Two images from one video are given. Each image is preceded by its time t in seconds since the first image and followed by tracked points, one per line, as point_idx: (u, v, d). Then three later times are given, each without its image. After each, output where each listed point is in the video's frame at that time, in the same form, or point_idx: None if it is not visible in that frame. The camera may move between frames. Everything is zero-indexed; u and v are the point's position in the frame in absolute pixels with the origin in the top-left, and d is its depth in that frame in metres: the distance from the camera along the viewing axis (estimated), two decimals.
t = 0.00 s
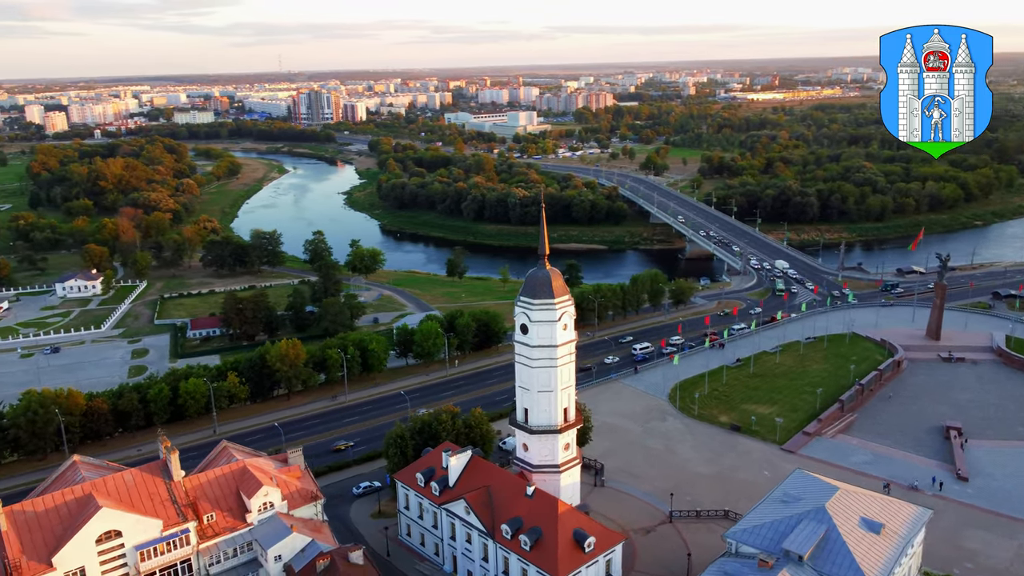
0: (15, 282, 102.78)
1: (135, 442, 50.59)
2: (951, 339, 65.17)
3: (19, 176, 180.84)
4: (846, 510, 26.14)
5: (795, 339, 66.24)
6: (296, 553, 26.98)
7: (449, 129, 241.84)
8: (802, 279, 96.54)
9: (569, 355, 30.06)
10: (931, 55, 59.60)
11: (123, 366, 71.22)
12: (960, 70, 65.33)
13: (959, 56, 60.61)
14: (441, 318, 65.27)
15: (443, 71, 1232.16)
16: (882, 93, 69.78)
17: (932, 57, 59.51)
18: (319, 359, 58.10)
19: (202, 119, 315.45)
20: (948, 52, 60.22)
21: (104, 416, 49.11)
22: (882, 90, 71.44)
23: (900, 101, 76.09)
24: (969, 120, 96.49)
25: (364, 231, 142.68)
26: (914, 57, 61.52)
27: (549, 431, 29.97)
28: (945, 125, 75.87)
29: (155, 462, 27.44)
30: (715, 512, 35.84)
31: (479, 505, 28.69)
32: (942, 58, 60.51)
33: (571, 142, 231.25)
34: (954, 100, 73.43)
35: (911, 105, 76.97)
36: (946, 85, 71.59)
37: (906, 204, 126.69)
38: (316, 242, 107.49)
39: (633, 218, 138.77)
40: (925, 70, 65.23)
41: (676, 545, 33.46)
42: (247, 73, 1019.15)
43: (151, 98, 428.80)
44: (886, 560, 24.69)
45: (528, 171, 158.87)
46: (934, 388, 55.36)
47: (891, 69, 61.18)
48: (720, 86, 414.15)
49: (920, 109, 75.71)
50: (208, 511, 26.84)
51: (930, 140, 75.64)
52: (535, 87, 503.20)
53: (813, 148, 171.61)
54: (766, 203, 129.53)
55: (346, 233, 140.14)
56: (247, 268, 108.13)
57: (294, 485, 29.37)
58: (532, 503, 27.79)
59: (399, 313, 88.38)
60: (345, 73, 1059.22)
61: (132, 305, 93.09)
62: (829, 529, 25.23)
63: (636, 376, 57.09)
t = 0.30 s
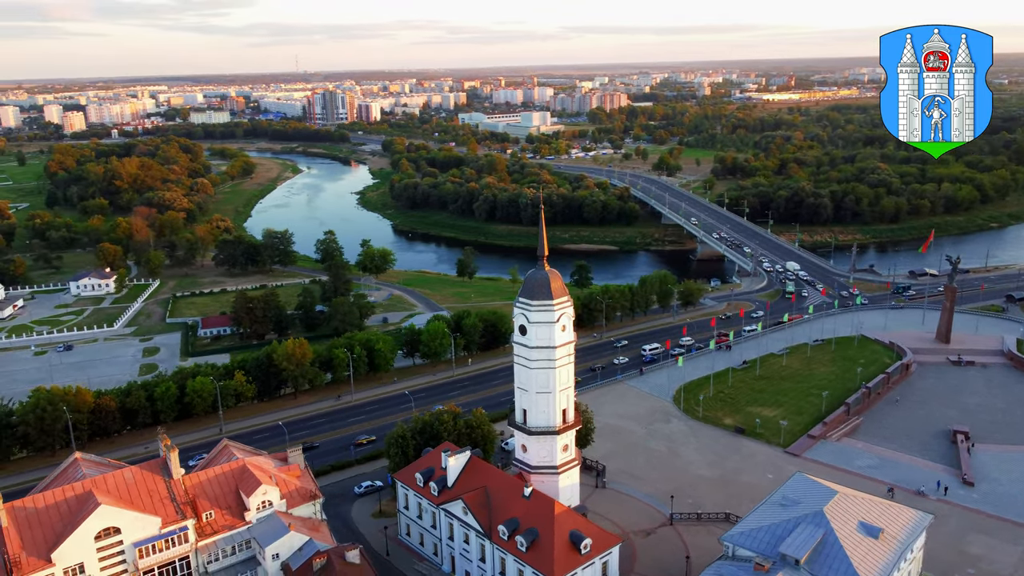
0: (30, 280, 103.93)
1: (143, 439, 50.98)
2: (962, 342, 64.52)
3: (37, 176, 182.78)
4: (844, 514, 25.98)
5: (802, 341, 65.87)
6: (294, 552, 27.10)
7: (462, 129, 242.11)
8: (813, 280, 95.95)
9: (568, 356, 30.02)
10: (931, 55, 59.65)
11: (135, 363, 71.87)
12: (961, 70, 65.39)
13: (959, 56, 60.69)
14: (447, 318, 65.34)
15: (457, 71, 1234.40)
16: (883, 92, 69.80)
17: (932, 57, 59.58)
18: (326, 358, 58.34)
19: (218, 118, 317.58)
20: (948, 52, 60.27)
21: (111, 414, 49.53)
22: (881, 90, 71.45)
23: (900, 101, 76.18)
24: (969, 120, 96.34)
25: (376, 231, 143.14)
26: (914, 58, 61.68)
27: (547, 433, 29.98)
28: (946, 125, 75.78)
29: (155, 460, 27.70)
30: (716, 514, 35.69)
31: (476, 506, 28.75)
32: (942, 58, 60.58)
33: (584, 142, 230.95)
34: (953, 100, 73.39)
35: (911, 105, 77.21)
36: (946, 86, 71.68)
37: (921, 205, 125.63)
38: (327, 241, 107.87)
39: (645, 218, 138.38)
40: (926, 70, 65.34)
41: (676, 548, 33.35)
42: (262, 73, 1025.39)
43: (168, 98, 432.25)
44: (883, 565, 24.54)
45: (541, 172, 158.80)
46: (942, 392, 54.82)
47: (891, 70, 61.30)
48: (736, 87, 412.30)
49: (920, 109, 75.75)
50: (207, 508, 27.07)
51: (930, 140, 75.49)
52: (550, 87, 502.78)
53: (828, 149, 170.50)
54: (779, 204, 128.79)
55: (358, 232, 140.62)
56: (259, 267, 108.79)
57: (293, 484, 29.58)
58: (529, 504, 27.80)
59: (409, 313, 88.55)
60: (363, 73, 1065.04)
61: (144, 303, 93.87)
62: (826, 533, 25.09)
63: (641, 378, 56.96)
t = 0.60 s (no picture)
0: (46, 279, 105.04)
1: (150, 437, 51.35)
2: (972, 346, 63.84)
3: (55, 175, 184.71)
4: (842, 518, 25.84)
5: (810, 343, 65.48)
6: (291, 551, 27.22)
7: (476, 130, 242.44)
8: (824, 282, 95.35)
9: (566, 357, 30.02)
10: (931, 55, 59.52)
11: (146, 362, 72.46)
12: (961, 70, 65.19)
13: (959, 56, 60.62)
14: (455, 319, 65.41)
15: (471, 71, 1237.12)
16: (883, 93, 69.44)
17: (932, 58, 59.44)
18: (333, 358, 58.58)
19: (234, 118, 319.71)
20: (948, 52, 60.13)
21: (119, 412, 49.94)
22: (881, 90, 71.52)
23: (900, 101, 75.96)
24: (970, 120, 95.95)
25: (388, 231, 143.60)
26: (914, 58, 61.61)
27: (545, 434, 30.00)
28: (945, 126, 75.77)
29: (156, 458, 27.95)
30: (717, 517, 35.55)
31: (474, 507, 28.80)
32: (942, 59, 60.41)
33: (597, 143, 230.62)
34: (953, 100, 73.30)
35: (911, 105, 76.73)
36: (946, 85, 71.49)
37: (936, 207, 124.53)
38: (338, 241, 108.26)
39: (656, 220, 137.92)
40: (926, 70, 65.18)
41: (675, 551, 33.26)
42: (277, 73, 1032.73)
43: (185, 98, 435.79)
44: (880, 570, 24.39)
45: (553, 172, 158.73)
46: (951, 396, 54.31)
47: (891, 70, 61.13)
48: (753, 87, 410.63)
49: (920, 109, 75.48)
50: (206, 507, 27.31)
51: (929, 140, 75.08)
52: (565, 88, 502.61)
53: (843, 150, 169.35)
54: (791, 205, 127.99)
55: (370, 233, 141.08)
56: (270, 267, 109.43)
57: (292, 484, 29.75)
58: (526, 505, 27.81)
59: (419, 313, 88.73)
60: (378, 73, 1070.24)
61: (157, 301, 94.63)
62: (824, 538, 24.97)
63: (647, 379, 56.82)
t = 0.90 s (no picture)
0: (61, 278, 106.19)
1: (157, 435, 51.79)
2: (982, 349, 63.17)
3: (72, 174, 186.60)
4: (841, 522, 25.71)
5: (818, 346, 65.08)
6: (289, 550, 27.35)
7: (489, 130, 242.57)
8: (836, 284, 94.72)
9: (565, 358, 30.00)
10: (931, 55, 59.21)
11: (157, 360, 73.09)
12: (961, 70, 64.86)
13: (959, 56, 60.33)
14: (462, 320, 65.45)
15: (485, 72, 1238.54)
16: (883, 92, 68.61)
17: (932, 58, 59.14)
18: (339, 358, 58.77)
19: (249, 118, 321.80)
20: (947, 52, 59.79)
21: (127, 410, 50.39)
22: (881, 90, 71.06)
23: (899, 101, 75.20)
24: (969, 120, 95.23)
25: (400, 231, 144.04)
26: (914, 58, 61.43)
27: (544, 435, 30.01)
28: (945, 126, 75.00)
29: (156, 456, 28.17)
30: (718, 520, 35.42)
31: (472, 507, 28.84)
32: (942, 58, 59.82)
33: (611, 143, 230.09)
34: (953, 101, 72.80)
35: (911, 104, 75.99)
36: (946, 85, 70.97)
37: (952, 209, 123.41)
38: (350, 241, 108.51)
39: (669, 220, 137.39)
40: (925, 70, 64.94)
41: (675, 554, 33.21)
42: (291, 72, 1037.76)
43: (201, 98, 439.06)
44: None
45: (565, 173, 158.62)
46: (959, 399, 53.78)
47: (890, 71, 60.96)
48: (768, 87, 408.82)
49: (920, 109, 74.90)
50: (205, 505, 27.56)
51: (929, 141, 74.50)
52: (579, 88, 501.95)
53: (858, 151, 168.02)
54: (804, 207, 127.17)
55: (383, 233, 141.50)
56: (282, 266, 110.02)
57: (292, 483, 29.95)
58: (523, 506, 27.81)
59: (428, 313, 88.94)
60: (392, 73, 1074.13)
61: (169, 300, 95.40)
62: (821, 542, 24.85)
63: (652, 381, 56.65)
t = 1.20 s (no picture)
0: (76, 276, 107.23)
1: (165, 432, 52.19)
2: (993, 353, 62.51)
3: (90, 174, 188.45)
4: (839, 527, 25.57)
5: (825, 348, 64.66)
6: (287, 548, 27.55)
7: (503, 130, 242.65)
8: (847, 286, 94.08)
9: (564, 360, 29.99)
10: (930, 55, 58.94)
11: (168, 358, 73.62)
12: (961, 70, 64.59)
13: (959, 56, 60.04)
14: (469, 320, 65.48)
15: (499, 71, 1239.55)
16: (883, 92, 68.10)
17: (932, 58, 58.87)
18: (346, 357, 58.98)
19: (265, 118, 323.68)
20: (948, 53, 59.51)
21: (135, 407, 50.79)
22: (881, 90, 70.68)
23: (899, 101, 74.72)
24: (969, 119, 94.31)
25: (412, 231, 144.33)
26: (914, 59, 61.16)
27: (542, 436, 30.02)
28: (946, 126, 74.50)
29: (157, 454, 28.43)
30: (719, 523, 35.27)
31: (470, 508, 28.90)
32: (943, 59, 59.53)
33: (624, 144, 229.41)
34: (953, 101, 72.35)
35: (911, 104, 75.49)
36: (946, 85, 70.49)
37: (967, 210, 122.25)
38: (361, 240, 108.49)
39: (681, 221, 136.80)
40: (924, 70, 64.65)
41: (674, 557, 33.12)
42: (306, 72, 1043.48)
43: (218, 98, 442.17)
44: None
45: (578, 173, 158.40)
46: (967, 403, 53.26)
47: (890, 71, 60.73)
48: (784, 87, 406.61)
49: (920, 109, 74.45)
50: (204, 503, 27.79)
51: (930, 141, 74.00)
52: (595, 88, 500.97)
53: (873, 152, 166.63)
54: (817, 208, 126.30)
55: (395, 232, 141.81)
56: (294, 266, 110.56)
57: (291, 482, 30.20)
58: (520, 507, 27.86)
59: (437, 313, 89.09)
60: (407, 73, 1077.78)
61: (182, 299, 96.14)
62: (818, 547, 24.70)
63: (657, 383, 56.53)
